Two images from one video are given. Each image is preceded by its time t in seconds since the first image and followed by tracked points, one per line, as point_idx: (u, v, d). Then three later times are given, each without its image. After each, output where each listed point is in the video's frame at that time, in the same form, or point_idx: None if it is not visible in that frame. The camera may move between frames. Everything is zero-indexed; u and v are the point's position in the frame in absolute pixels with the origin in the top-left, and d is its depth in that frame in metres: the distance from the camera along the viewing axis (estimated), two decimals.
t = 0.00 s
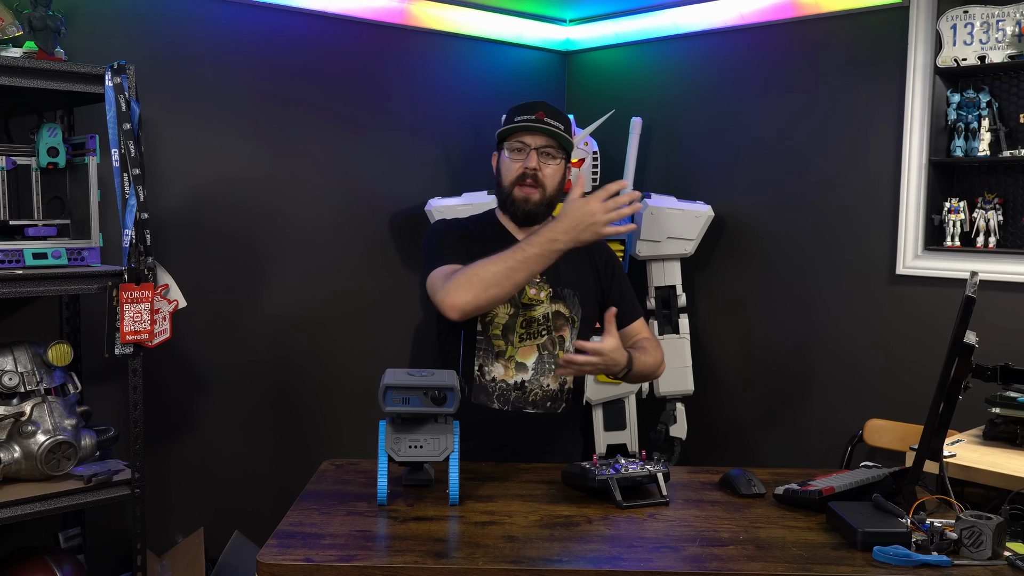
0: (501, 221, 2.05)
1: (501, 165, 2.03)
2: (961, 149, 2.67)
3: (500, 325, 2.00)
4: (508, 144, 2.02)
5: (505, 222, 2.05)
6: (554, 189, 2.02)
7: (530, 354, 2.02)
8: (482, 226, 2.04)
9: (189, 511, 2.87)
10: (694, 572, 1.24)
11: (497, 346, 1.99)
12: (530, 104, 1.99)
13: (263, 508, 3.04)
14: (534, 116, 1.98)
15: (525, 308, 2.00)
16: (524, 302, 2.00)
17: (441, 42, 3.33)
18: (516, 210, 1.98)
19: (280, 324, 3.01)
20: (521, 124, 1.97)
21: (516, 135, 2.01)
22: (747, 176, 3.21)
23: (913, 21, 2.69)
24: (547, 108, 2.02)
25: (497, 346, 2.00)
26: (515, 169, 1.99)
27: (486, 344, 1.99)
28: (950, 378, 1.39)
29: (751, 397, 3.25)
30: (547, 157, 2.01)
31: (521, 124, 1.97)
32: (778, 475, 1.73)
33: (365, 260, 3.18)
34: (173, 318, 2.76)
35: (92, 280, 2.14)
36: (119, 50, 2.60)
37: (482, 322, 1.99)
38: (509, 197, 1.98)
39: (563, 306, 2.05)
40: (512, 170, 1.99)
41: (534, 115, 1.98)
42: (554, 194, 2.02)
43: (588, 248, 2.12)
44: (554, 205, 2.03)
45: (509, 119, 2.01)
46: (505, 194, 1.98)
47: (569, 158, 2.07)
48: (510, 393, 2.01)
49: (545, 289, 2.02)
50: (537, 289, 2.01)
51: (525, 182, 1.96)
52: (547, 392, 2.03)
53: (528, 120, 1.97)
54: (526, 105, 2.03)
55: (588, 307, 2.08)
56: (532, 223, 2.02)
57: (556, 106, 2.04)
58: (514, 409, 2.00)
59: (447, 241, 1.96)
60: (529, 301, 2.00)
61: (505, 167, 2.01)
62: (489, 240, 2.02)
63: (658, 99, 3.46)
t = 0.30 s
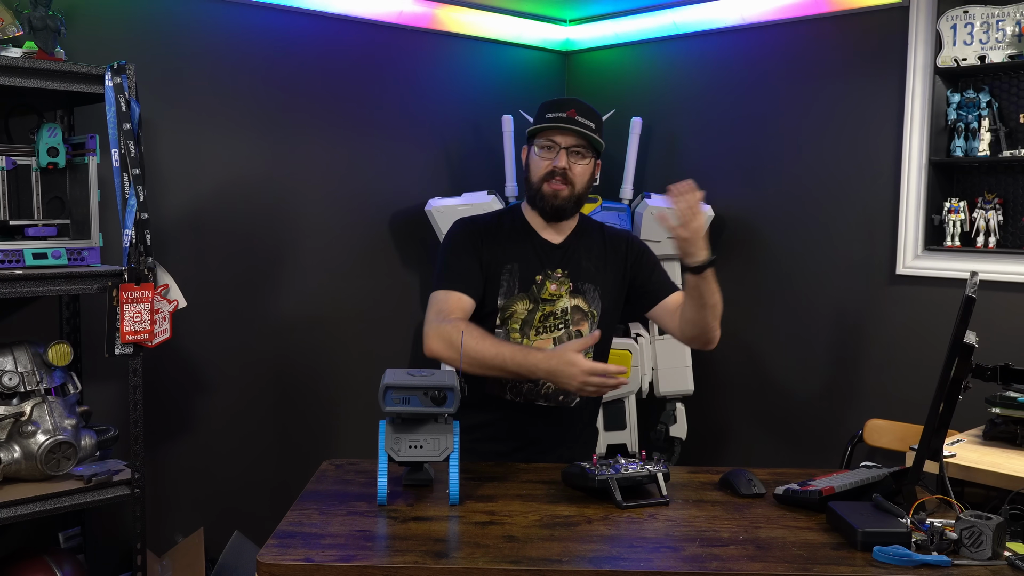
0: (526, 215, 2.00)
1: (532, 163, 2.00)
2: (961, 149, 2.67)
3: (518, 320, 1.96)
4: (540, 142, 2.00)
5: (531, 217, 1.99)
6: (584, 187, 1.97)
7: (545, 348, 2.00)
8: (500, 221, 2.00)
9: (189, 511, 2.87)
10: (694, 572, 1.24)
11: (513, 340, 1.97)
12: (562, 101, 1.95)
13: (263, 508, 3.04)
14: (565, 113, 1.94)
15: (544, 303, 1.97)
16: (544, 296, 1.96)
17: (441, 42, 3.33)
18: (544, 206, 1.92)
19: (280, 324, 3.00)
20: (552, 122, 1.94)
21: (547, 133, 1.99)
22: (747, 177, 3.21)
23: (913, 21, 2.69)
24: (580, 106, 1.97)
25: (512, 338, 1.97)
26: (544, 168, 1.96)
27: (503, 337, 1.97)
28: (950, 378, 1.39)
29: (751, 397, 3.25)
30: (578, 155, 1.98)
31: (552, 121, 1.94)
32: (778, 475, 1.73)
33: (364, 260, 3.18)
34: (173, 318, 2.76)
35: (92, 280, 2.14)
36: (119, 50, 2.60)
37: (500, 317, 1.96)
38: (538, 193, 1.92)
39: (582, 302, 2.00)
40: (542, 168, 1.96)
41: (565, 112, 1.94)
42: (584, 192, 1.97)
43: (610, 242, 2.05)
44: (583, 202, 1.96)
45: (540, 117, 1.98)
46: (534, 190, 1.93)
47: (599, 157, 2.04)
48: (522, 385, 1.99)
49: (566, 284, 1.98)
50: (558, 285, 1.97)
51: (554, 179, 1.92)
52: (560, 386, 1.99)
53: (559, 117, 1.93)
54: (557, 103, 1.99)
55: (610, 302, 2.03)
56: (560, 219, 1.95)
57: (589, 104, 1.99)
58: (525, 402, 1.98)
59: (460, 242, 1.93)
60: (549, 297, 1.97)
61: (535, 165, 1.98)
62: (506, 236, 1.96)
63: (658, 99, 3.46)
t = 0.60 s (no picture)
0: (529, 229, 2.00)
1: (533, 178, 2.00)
2: (961, 149, 2.67)
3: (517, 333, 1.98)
4: (541, 158, 1.99)
5: (533, 230, 1.99)
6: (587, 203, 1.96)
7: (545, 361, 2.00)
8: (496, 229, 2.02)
9: (189, 511, 2.87)
10: (694, 571, 1.24)
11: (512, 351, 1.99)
12: (565, 117, 1.94)
13: (263, 508, 3.04)
14: (568, 130, 1.93)
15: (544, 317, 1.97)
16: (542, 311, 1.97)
17: (441, 42, 3.33)
18: (545, 222, 1.92)
19: (280, 325, 3.00)
20: (555, 140, 1.93)
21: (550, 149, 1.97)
22: (747, 177, 3.21)
23: (913, 20, 2.69)
24: (585, 121, 1.95)
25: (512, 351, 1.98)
26: (546, 185, 1.96)
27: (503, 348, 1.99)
28: (950, 378, 1.39)
29: (751, 397, 3.25)
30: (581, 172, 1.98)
31: (555, 139, 1.93)
32: (778, 475, 1.74)
33: (364, 260, 3.18)
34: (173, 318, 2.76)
35: (92, 280, 2.14)
36: (119, 50, 2.60)
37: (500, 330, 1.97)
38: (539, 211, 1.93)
39: (583, 316, 1.99)
40: (544, 186, 1.95)
41: (568, 128, 1.93)
42: (587, 208, 1.96)
43: (615, 254, 2.03)
44: (585, 217, 1.95)
45: (543, 133, 1.96)
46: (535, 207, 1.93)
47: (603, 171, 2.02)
48: (522, 397, 2.00)
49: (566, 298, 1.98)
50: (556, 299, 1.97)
51: (556, 198, 1.91)
52: (560, 398, 2.01)
53: (563, 134, 1.92)
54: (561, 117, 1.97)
55: (612, 317, 2.01)
56: (562, 235, 1.96)
57: (594, 117, 1.97)
58: (525, 412, 2.00)
59: (456, 254, 1.96)
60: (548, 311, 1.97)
61: (537, 181, 1.97)
62: (503, 248, 1.98)
63: (658, 99, 3.46)
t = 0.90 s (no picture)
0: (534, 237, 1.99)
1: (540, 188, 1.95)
2: (961, 149, 2.67)
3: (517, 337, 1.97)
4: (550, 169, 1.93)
5: (539, 240, 1.99)
6: (594, 218, 1.94)
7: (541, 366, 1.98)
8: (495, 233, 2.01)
9: (189, 511, 2.87)
10: (694, 572, 1.24)
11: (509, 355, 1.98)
12: (577, 130, 1.87)
13: (263, 508, 3.04)
14: (580, 144, 1.87)
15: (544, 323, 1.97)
16: (543, 317, 1.96)
17: (441, 42, 3.33)
18: (551, 235, 1.92)
19: (281, 325, 3.01)
20: (566, 155, 1.86)
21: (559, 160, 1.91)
22: (747, 177, 3.21)
23: (913, 20, 2.69)
24: (598, 135, 1.89)
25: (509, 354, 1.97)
26: (554, 199, 1.90)
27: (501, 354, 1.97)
28: (950, 378, 1.39)
29: (751, 396, 3.25)
30: (590, 186, 1.92)
31: (567, 154, 1.86)
32: (778, 474, 1.74)
33: (364, 260, 3.18)
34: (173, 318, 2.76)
35: (92, 280, 2.14)
36: (119, 50, 2.60)
37: (498, 333, 1.97)
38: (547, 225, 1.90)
39: (581, 324, 1.98)
40: (552, 200, 1.90)
41: (580, 143, 1.86)
42: (594, 223, 1.94)
43: (616, 263, 2.02)
44: (591, 231, 1.95)
45: (553, 143, 1.89)
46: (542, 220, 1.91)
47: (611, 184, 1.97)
48: (518, 402, 1.97)
49: (566, 306, 1.98)
50: (557, 306, 1.97)
51: (563, 215, 1.89)
52: (555, 404, 1.98)
53: (575, 150, 1.86)
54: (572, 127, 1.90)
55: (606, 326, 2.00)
56: (566, 247, 1.96)
57: (605, 130, 1.91)
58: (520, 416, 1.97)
59: (466, 256, 1.97)
60: (548, 318, 1.96)
61: (545, 194, 1.92)
62: (508, 253, 1.98)
63: (658, 99, 3.46)
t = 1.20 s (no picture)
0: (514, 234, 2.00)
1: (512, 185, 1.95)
2: (961, 149, 2.67)
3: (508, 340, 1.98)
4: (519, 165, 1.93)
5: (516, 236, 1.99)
6: (568, 211, 1.93)
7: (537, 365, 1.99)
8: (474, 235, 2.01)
9: (189, 511, 2.87)
10: (694, 572, 1.24)
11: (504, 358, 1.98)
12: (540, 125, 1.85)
13: (263, 508, 3.04)
14: (543, 140, 1.85)
15: (533, 321, 1.97)
16: (530, 315, 1.97)
17: (441, 42, 3.33)
18: (524, 234, 1.94)
19: (280, 325, 3.01)
20: (531, 151, 1.85)
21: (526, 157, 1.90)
22: (747, 177, 3.21)
23: (913, 20, 2.69)
24: (564, 128, 1.86)
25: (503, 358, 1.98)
26: (523, 197, 1.91)
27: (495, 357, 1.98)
28: (950, 378, 1.39)
29: (751, 397, 3.25)
30: (560, 179, 1.91)
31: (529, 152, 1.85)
32: (778, 475, 1.74)
33: (364, 261, 3.18)
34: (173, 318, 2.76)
35: (92, 280, 2.14)
36: (119, 50, 2.60)
37: (489, 338, 1.97)
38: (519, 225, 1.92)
39: (573, 318, 1.99)
40: (521, 198, 1.91)
41: (543, 139, 1.84)
42: (568, 216, 1.93)
43: (601, 252, 2.03)
44: (566, 224, 1.94)
45: (518, 141, 1.88)
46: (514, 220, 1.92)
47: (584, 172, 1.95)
48: (518, 403, 1.97)
49: (554, 301, 1.98)
50: (544, 303, 1.97)
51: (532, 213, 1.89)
52: (555, 402, 1.97)
53: (538, 147, 1.84)
54: (537, 121, 1.88)
55: (601, 319, 2.01)
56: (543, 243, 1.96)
57: (572, 121, 1.88)
58: (521, 418, 1.98)
59: (441, 273, 1.99)
60: (536, 315, 1.97)
61: (515, 192, 1.92)
62: (503, 256, 1.99)
63: (658, 99, 3.46)
